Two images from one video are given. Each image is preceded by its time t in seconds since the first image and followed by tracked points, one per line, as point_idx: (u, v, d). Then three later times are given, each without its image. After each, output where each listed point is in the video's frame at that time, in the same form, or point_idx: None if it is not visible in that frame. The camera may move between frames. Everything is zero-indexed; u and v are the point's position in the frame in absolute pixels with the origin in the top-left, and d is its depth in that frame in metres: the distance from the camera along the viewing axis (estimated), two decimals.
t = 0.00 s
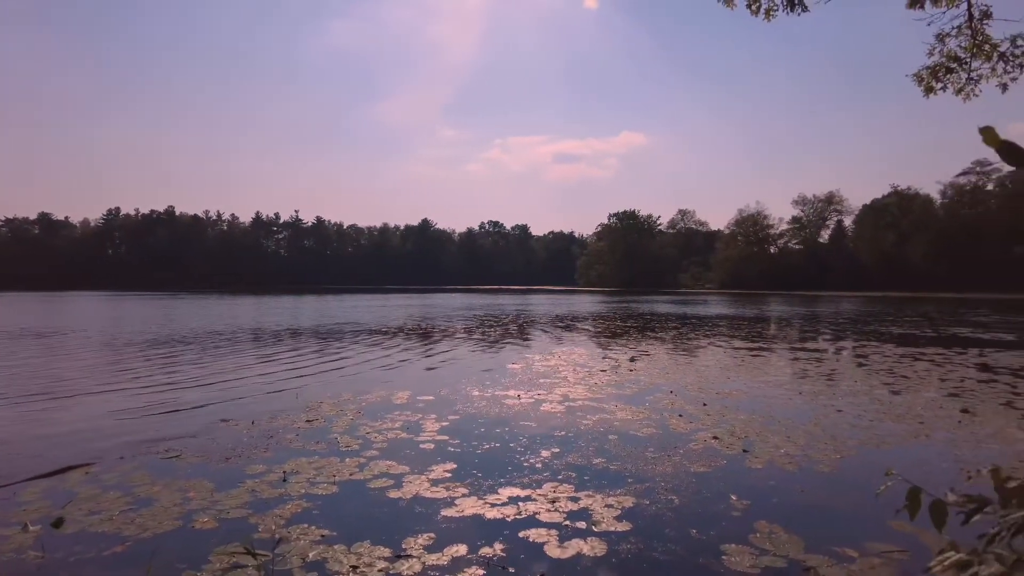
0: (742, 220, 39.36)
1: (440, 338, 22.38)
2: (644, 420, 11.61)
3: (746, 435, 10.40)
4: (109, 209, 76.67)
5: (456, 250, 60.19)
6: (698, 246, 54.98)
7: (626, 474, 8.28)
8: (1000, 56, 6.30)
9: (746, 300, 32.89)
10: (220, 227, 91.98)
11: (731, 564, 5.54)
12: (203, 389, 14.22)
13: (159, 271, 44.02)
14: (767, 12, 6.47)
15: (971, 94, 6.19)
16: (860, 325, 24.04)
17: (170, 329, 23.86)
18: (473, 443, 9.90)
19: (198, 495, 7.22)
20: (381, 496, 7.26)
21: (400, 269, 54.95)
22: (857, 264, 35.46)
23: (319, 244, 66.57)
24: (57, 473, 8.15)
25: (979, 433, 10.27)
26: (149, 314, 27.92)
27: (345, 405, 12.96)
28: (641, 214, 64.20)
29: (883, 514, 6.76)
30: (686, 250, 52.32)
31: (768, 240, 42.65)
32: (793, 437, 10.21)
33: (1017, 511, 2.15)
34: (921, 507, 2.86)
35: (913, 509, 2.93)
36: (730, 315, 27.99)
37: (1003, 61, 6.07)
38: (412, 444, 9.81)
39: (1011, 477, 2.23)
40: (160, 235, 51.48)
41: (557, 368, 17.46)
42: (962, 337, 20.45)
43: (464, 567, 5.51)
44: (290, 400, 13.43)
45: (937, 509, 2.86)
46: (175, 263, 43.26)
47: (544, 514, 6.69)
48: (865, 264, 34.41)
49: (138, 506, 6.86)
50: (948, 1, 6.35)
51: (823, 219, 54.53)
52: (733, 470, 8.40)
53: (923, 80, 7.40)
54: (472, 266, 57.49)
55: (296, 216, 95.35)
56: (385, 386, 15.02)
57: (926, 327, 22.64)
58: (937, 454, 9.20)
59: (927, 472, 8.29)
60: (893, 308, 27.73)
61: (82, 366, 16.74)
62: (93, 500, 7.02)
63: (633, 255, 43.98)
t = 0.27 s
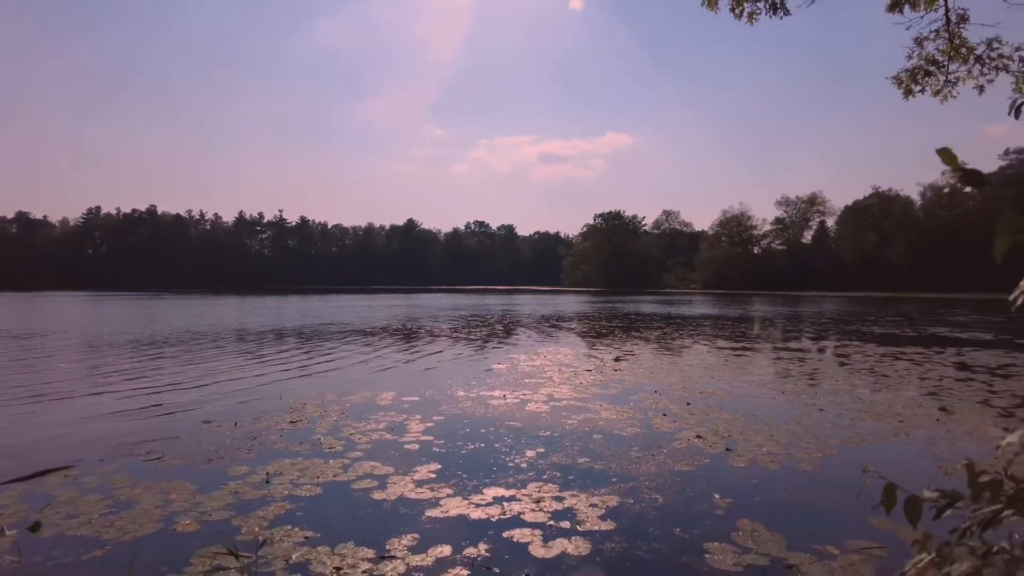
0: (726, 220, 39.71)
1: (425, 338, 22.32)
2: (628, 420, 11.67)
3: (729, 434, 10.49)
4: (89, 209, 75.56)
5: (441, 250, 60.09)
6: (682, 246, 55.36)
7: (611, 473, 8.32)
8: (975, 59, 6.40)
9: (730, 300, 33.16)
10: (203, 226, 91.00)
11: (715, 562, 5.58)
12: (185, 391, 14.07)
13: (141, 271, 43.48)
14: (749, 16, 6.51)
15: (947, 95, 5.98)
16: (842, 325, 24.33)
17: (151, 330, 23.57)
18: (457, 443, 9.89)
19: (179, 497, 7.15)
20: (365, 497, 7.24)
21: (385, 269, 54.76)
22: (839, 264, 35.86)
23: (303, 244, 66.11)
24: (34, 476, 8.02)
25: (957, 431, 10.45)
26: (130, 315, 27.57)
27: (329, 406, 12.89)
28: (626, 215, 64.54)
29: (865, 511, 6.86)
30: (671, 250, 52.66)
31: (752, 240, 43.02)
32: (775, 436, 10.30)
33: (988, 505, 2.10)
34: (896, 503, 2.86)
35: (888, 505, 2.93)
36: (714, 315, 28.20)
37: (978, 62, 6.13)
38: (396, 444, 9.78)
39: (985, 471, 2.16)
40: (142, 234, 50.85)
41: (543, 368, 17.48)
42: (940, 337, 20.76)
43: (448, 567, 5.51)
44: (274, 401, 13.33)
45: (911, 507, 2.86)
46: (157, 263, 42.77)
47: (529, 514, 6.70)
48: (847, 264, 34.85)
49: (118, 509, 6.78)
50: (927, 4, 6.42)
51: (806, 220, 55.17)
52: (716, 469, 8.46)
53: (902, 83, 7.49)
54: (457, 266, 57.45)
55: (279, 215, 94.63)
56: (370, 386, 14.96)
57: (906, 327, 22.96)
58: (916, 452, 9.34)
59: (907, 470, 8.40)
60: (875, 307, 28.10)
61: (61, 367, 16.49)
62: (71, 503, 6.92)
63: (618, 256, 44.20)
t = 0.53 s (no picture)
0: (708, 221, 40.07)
1: (408, 339, 22.26)
2: (611, 419, 11.72)
3: (710, 432, 10.58)
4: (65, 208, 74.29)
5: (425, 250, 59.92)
6: (665, 247, 55.79)
7: (593, 472, 8.35)
8: (949, 61, 6.49)
9: (712, 301, 33.45)
10: (182, 226, 89.84)
11: (696, 560, 5.62)
12: (164, 391, 13.91)
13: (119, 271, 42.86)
14: (728, 18, 6.57)
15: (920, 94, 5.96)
16: (822, 324, 24.65)
17: (130, 331, 23.24)
18: (440, 444, 9.86)
19: (158, 500, 7.06)
20: (346, 498, 7.19)
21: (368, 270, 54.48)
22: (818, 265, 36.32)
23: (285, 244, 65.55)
24: (7, 480, 7.87)
25: (932, 428, 10.63)
26: (108, 315, 27.17)
27: (311, 407, 12.79)
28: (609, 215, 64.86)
29: (843, 508, 6.95)
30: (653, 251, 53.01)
31: (733, 241, 43.42)
32: (755, 434, 10.40)
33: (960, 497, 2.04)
34: (870, 496, 2.87)
35: (862, 498, 2.95)
36: (696, 314, 28.44)
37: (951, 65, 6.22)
38: (378, 445, 9.73)
39: (956, 463, 2.11)
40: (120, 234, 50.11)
41: (526, 368, 17.50)
42: (917, 336, 21.10)
43: (430, 568, 5.50)
44: (254, 402, 13.21)
45: (885, 500, 2.87)
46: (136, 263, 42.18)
47: (511, 514, 6.70)
48: (826, 265, 35.34)
49: (94, 512, 6.68)
50: (902, 7, 6.51)
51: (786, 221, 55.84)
52: (697, 467, 8.53)
53: (880, 85, 7.58)
54: (441, 266, 57.34)
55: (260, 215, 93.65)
56: (352, 387, 14.87)
57: (884, 327, 23.30)
58: (893, 449, 9.47)
59: (884, 467, 8.53)
60: (853, 307, 28.51)
61: (36, 369, 16.20)
62: (46, 507, 6.81)
63: (601, 256, 44.41)
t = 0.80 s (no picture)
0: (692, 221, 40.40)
1: (393, 339, 22.19)
2: (595, 419, 11.77)
3: (694, 431, 10.65)
4: (44, 208, 73.15)
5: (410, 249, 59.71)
6: (649, 247, 56.14)
7: (577, 471, 8.37)
8: (927, 65, 6.58)
9: (697, 300, 33.68)
10: (164, 226, 88.79)
11: (680, 558, 5.65)
12: (145, 393, 13.76)
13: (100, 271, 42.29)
14: (712, 19, 6.65)
15: (898, 98, 6.05)
16: (804, 324, 24.90)
17: (110, 331, 22.96)
18: (424, 444, 9.84)
19: (139, 503, 6.99)
20: (330, 499, 7.17)
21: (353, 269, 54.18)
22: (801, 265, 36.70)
23: (269, 244, 65.03)
24: None
25: (911, 426, 10.79)
26: (89, 316, 26.82)
27: (294, 408, 12.71)
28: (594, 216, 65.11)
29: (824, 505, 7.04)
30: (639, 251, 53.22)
31: (717, 241, 43.73)
32: (738, 433, 10.49)
33: (932, 491, 2.11)
34: (844, 491, 2.90)
35: (837, 493, 2.97)
36: (681, 314, 28.61)
37: (928, 68, 6.32)
38: (362, 446, 9.70)
39: (929, 459, 2.17)
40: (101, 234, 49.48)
41: (511, 368, 17.52)
42: (898, 335, 21.38)
43: (414, 568, 5.49)
44: (237, 403, 13.11)
45: (859, 496, 2.91)
46: (117, 263, 41.65)
47: (495, 514, 6.71)
48: (808, 264, 35.70)
49: (73, 516, 6.60)
50: (881, 12, 6.62)
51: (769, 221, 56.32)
52: (681, 466, 8.59)
53: (860, 88, 7.68)
54: (427, 266, 57.21)
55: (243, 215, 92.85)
56: (337, 388, 14.79)
57: (865, 326, 23.59)
58: (873, 447, 9.59)
59: (864, 465, 8.64)
60: (835, 306, 28.83)
61: (14, 371, 15.95)
62: (23, 511, 6.72)
63: (586, 256, 44.56)
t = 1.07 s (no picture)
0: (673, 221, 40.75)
1: (375, 339, 22.09)
2: (578, 418, 11.82)
3: (675, 430, 10.74)
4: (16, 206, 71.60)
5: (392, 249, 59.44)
6: (631, 248, 56.50)
7: (560, 471, 8.41)
8: (902, 70, 6.71)
9: (678, 301, 33.96)
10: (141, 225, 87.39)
11: (661, 557, 5.70)
12: (122, 395, 13.55)
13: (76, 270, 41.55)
14: (692, 22, 6.73)
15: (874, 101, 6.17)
16: (784, 323, 25.21)
17: (86, 332, 22.57)
18: (406, 445, 9.81)
19: (115, 506, 6.89)
20: (311, 501, 7.12)
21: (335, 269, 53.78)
22: (781, 265, 37.17)
23: (249, 243, 64.31)
24: None
25: (887, 424, 10.99)
26: (64, 317, 26.34)
27: (275, 409, 12.60)
28: (577, 216, 65.36)
29: (803, 503, 7.15)
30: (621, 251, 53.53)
31: (698, 241, 44.14)
32: (719, 432, 10.60)
33: (901, 489, 2.17)
34: (820, 491, 2.93)
35: (812, 493, 3.01)
36: (663, 314, 28.81)
37: (903, 73, 6.45)
38: (344, 447, 9.64)
39: (901, 458, 2.22)
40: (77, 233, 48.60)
41: (494, 368, 17.52)
42: (875, 335, 21.73)
43: (396, 569, 5.48)
44: (217, 404, 12.97)
45: (834, 496, 2.94)
46: (93, 262, 40.96)
47: (478, 514, 6.71)
48: (787, 264, 36.18)
49: (48, 520, 6.49)
50: (858, 17, 6.75)
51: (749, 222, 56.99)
52: (662, 465, 8.66)
53: (838, 92, 7.81)
54: (410, 266, 57.00)
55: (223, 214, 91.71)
56: (318, 389, 14.68)
57: (843, 326, 23.95)
58: (850, 445, 9.75)
59: (842, 463, 8.78)
60: (814, 306, 29.25)
61: None
62: None
63: (569, 256, 44.73)
